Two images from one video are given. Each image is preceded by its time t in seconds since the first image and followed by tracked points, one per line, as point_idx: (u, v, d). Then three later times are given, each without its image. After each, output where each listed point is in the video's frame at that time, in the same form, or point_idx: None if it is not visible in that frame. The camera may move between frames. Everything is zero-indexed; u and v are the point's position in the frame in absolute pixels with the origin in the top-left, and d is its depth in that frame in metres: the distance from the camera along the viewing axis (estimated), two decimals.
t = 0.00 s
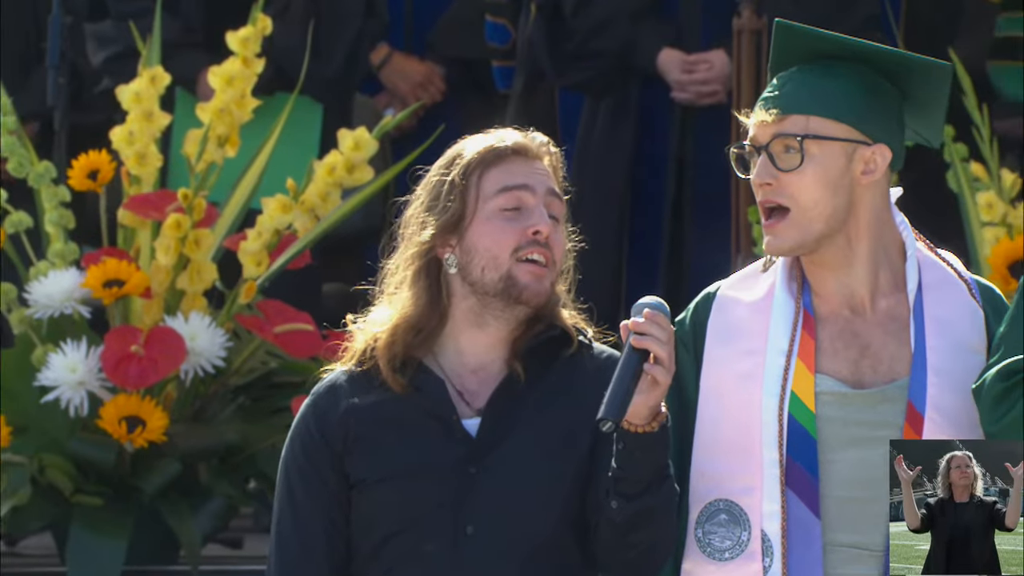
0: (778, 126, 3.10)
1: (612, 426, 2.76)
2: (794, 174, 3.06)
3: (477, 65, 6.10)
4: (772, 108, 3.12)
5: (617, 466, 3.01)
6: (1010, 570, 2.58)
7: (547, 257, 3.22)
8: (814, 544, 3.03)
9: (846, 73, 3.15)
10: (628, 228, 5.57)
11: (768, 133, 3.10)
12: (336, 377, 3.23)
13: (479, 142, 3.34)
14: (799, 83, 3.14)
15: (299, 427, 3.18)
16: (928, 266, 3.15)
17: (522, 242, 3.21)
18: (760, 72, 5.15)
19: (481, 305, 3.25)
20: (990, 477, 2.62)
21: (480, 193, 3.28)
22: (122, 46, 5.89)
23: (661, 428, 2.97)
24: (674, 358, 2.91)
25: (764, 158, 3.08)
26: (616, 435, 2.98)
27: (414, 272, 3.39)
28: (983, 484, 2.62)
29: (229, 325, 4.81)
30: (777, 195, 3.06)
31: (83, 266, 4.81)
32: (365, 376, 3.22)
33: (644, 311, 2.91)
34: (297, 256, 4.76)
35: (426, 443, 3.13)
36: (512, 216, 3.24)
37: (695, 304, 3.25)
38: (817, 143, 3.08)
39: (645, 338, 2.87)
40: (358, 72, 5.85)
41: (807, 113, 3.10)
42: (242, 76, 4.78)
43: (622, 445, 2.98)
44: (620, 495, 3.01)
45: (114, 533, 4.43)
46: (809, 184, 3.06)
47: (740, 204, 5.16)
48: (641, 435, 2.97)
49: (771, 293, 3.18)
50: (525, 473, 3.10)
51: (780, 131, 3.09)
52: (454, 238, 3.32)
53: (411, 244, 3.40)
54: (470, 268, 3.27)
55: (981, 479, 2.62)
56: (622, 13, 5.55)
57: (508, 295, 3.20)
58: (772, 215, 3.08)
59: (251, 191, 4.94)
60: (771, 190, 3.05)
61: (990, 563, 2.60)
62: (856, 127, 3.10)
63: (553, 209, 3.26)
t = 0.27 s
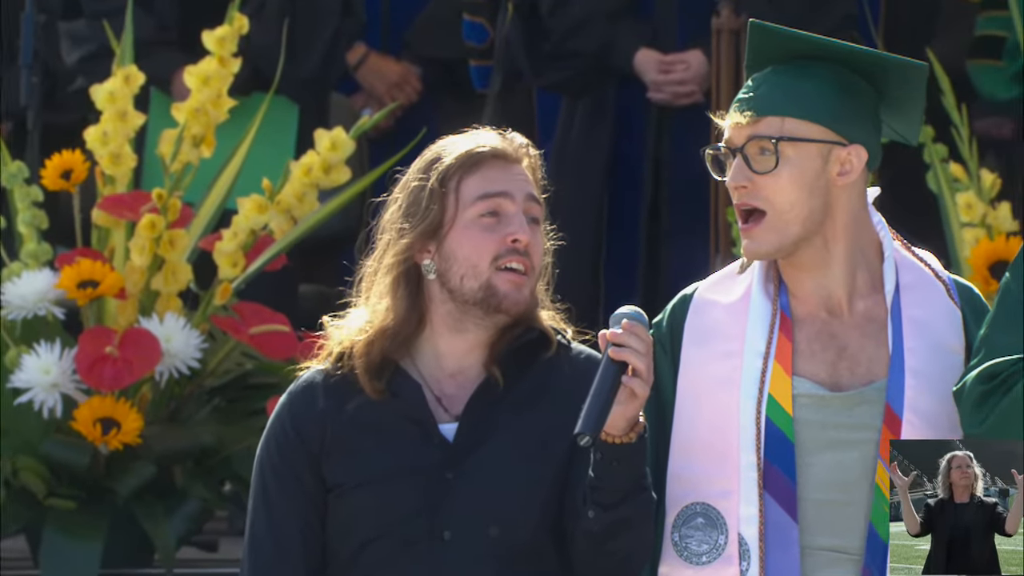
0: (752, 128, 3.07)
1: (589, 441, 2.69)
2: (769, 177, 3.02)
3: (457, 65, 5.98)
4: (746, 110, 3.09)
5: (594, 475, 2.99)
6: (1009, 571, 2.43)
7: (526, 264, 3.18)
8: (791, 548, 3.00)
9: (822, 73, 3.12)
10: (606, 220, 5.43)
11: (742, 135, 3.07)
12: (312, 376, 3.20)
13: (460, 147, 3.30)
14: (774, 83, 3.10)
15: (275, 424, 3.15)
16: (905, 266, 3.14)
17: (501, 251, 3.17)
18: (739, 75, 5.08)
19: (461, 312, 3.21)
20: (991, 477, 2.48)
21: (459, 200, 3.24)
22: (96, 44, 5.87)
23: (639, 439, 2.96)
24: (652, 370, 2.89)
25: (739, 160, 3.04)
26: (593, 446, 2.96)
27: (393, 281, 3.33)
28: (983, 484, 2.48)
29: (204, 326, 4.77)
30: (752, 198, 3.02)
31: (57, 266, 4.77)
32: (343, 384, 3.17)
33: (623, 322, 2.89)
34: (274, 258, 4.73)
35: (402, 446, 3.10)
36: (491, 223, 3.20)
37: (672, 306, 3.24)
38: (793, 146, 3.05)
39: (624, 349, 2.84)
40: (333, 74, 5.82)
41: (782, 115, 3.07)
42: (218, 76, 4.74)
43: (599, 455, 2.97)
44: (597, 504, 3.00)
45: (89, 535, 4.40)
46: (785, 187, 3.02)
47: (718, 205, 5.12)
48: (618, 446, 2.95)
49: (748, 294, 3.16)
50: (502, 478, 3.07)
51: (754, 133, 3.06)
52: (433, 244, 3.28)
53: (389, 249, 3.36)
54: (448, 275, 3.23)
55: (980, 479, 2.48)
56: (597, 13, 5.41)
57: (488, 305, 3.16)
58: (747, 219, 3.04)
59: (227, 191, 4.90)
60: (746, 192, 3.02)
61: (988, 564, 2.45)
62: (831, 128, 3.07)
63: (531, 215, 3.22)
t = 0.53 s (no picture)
0: (731, 130, 3.03)
1: (566, 447, 2.69)
2: (748, 179, 3.00)
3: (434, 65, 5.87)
4: (725, 111, 3.06)
5: (571, 478, 2.97)
6: (1009, 570, 2.52)
7: (503, 266, 3.14)
8: (770, 552, 2.97)
9: (802, 73, 3.09)
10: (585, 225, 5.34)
11: (721, 136, 3.04)
12: (286, 376, 3.16)
13: (437, 148, 3.26)
14: (754, 84, 3.07)
15: (250, 423, 3.11)
16: (884, 268, 3.11)
17: (477, 254, 3.13)
18: (717, 75, 5.04)
19: (437, 314, 3.17)
20: (991, 477, 2.55)
21: (435, 202, 3.20)
22: (70, 43, 5.84)
23: (616, 442, 2.94)
24: (630, 374, 2.88)
25: (718, 161, 3.02)
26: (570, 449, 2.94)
27: (368, 282, 3.29)
28: (982, 484, 2.55)
29: (179, 328, 4.70)
30: (731, 200, 3.00)
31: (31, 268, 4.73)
32: (319, 386, 3.13)
33: (600, 326, 2.87)
34: (250, 258, 4.70)
35: (378, 448, 3.07)
36: (467, 225, 3.16)
37: (651, 306, 3.20)
38: (772, 147, 3.02)
39: (601, 353, 2.83)
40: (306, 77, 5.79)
41: (761, 116, 3.04)
42: (194, 75, 4.71)
43: (577, 459, 2.94)
44: (574, 508, 2.97)
45: (63, 538, 4.37)
46: (764, 189, 3.00)
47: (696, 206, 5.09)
48: (595, 450, 2.93)
49: (727, 295, 3.14)
50: (479, 482, 3.04)
51: (734, 134, 3.03)
52: (409, 245, 3.24)
53: (365, 250, 3.32)
54: (424, 277, 3.19)
55: (980, 479, 2.55)
56: (574, 14, 5.34)
57: (464, 307, 3.13)
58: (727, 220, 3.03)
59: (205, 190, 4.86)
60: (725, 194, 3.00)
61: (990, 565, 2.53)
62: (811, 131, 3.04)
63: (507, 216, 3.18)
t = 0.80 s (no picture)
0: (709, 133, 3.00)
1: (547, 448, 2.65)
2: (728, 182, 2.96)
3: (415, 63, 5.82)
4: (702, 115, 3.03)
5: (552, 480, 2.95)
6: (1009, 570, 2.41)
7: (483, 267, 3.11)
8: (752, 555, 2.94)
9: (779, 74, 3.07)
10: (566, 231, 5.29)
11: (700, 140, 3.01)
12: (264, 374, 3.12)
13: (416, 148, 3.23)
14: (732, 84, 3.05)
15: (228, 422, 3.07)
16: (866, 269, 3.09)
17: (457, 254, 3.10)
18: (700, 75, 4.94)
19: (416, 315, 3.14)
20: (990, 477, 2.46)
21: (414, 202, 3.17)
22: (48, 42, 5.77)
23: (597, 444, 2.92)
24: (610, 375, 2.84)
25: (697, 165, 2.98)
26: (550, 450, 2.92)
27: (347, 282, 3.26)
28: (982, 485, 2.47)
29: (157, 329, 4.68)
30: (710, 204, 2.97)
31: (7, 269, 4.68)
32: (298, 386, 3.10)
33: (580, 326, 2.85)
34: (228, 259, 4.67)
35: (357, 451, 3.03)
36: (446, 226, 3.13)
37: (632, 308, 3.18)
38: (751, 151, 2.98)
39: (581, 354, 2.80)
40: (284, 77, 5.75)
41: (739, 119, 3.01)
42: (172, 74, 4.66)
43: (557, 461, 2.92)
44: (555, 509, 2.95)
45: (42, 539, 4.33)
46: (743, 193, 2.96)
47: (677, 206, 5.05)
48: (576, 451, 2.91)
49: (708, 297, 3.11)
50: (458, 484, 3.01)
51: (712, 138, 3.00)
52: (388, 246, 3.21)
53: (344, 251, 3.29)
54: (403, 278, 3.16)
55: (980, 479, 2.47)
56: (557, 12, 5.28)
57: (443, 308, 3.10)
58: (708, 224, 2.99)
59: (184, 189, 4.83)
60: (705, 198, 2.96)
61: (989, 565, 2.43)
62: (789, 132, 3.02)
63: (488, 217, 3.15)
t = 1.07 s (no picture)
0: (679, 135, 2.99)
1: (519, 451, 2.61)
2: (698, 185, 2.94)
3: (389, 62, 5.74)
4: (672, 116, 3.01)
5: (526, 483, 2.91)
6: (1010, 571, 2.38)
7: (456, 267, 3.08)
8: (722, 558, 2.92)
9: (749, 73, 3.04)
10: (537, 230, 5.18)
11: (669, 142, 2.99)
12: (235, 373, 3.08)
13: (389, 147, 3.19)
14: (701, 86, 3.02)
15: (200, 421, 3.03)
16: (839, 269, 3.06)
17: (430, 254, 3.06)
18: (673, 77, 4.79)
19: (390, 315, 3.10)
20: (990, 477, 2.39)
21: (386, 202, 3.13)
22: (16, 39, 5.70)
23: (571, 446, 2.88)
24: (583, 377, 2.81)
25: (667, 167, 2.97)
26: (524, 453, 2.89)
27: (319, 283, 3.22)
28: (982, 484, 2.41)
29: (128, 330, 4.59)
30: (681, 206, 2.96)
31: None
32: (270, 386, 3.06)
33: (553, 327, 2.81)
34: (199, 259, 4.62)
35: (328, 453, 2.99)
36: (419, 226, 3.09)
37: (604, 311, 3.16)
38: (720, 153, 2.96)
39: (554, 356, 2.76)
40: (256, 76, 5.71)
41: (709, 121, 2.99)
42: (142, 72, 4.61)
43: (531, 463, 2.89)
44: (529, 512, 2.91)
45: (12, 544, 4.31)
46: (713, 195, 2.95)
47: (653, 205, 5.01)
48: (550, 453, 2.87)
49: (679, 300, 3.08)
50: (433, 487, 2.97)
51: (681, 140, 2.98)
52: (360, 246, 3.17)
53: (316, 251, 3.24)
54: (376, 278, 3.12)
55: (980, 479, 2.41)
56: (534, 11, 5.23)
57: (417, 309, 3.06)
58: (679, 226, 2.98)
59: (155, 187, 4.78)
60: (675, 201, 2.95)
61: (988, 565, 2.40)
62: (759, 133, 2.99)
63: (461, 217, 3.12)
